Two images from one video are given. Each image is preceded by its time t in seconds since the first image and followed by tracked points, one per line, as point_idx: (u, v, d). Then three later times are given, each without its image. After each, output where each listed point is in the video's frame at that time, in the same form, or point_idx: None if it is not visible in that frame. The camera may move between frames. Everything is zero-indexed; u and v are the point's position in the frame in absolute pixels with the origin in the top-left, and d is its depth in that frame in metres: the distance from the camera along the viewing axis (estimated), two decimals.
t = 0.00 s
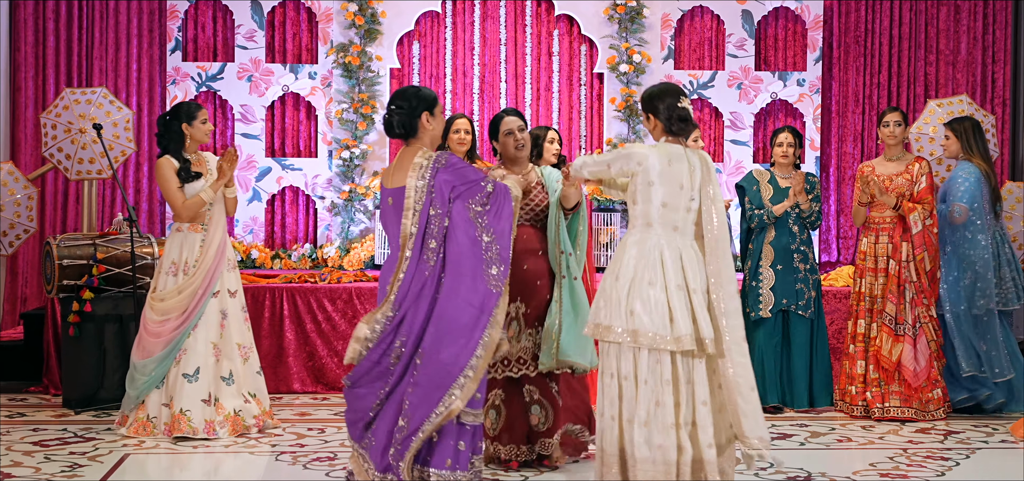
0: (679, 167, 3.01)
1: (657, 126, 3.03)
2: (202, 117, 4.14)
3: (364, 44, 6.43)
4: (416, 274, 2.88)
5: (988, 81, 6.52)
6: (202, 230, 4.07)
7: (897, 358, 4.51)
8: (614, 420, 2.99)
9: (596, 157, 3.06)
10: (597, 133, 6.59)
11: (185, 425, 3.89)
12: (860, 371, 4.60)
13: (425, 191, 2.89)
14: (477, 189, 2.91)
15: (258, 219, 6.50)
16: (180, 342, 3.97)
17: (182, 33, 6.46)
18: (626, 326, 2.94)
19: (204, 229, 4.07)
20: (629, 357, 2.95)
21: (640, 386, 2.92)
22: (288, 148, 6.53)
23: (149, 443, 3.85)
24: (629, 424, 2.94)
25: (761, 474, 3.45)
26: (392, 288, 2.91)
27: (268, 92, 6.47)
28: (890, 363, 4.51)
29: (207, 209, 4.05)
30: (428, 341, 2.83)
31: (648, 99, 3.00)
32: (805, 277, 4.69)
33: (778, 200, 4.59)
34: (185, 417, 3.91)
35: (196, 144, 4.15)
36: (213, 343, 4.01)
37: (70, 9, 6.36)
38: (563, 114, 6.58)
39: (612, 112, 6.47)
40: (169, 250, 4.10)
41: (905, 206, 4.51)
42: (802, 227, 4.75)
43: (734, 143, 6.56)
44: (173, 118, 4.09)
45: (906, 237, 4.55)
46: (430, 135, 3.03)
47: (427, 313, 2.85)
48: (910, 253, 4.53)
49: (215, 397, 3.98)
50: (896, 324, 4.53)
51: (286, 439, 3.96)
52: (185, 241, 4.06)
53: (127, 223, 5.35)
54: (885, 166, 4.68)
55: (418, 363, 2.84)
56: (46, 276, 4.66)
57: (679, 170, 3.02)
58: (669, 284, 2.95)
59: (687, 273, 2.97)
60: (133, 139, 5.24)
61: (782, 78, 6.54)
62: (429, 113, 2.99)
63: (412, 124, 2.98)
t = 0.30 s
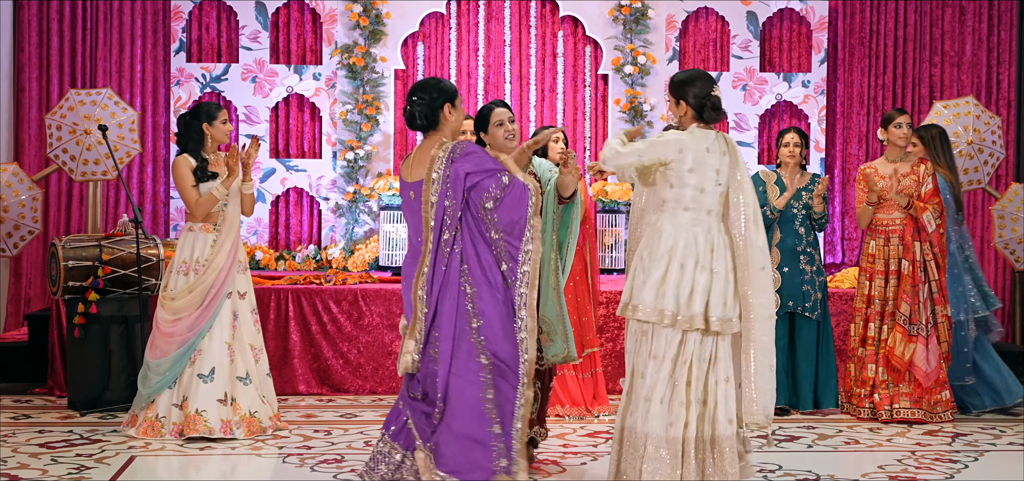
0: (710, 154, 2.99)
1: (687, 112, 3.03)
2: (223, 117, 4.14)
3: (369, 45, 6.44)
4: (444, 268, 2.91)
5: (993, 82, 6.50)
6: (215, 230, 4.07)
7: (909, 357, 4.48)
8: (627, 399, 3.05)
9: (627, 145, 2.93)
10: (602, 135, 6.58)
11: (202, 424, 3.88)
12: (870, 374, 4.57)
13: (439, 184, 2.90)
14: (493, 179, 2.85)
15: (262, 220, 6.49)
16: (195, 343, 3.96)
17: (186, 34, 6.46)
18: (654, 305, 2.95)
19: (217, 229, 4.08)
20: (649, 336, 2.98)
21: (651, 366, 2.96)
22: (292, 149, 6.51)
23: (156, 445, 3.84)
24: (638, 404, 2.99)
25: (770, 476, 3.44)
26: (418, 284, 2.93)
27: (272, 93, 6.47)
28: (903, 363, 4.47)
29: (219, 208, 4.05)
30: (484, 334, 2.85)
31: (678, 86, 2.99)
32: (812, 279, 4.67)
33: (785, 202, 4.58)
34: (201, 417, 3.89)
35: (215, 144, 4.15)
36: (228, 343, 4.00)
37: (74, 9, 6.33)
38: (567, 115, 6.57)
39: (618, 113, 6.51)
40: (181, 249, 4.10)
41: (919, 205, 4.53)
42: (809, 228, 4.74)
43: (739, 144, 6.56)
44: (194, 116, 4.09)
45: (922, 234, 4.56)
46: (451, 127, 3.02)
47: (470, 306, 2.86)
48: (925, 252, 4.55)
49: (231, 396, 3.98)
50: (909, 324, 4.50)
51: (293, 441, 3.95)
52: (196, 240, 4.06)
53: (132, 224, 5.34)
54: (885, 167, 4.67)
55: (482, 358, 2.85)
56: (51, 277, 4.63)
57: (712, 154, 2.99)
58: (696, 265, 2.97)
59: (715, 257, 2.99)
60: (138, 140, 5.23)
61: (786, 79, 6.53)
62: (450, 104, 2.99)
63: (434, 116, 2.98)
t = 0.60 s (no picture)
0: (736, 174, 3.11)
1: (712, 128, 3.12)
2: (235, 119, 4.13)
3: (374, 45, 6.43)
4: (480, 287, 2.89)
5: (998, 83, 6.49)
6: (222, 230, 4.05)
7: (918, 357, 4.48)
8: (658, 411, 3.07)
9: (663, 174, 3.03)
10: (607, 134, 6.58)
11: (223, 431, 3.90)
12: (876, 375, 4.57)
13: (474, 201, 2.85)
14: (529, 205, 2.85)
15: (267, 220, 6.51)
16: (207, 346, 3.96)
17: (190, 34, 6.46)
18: (709, 326, 3.03)
19: (225, 229, 4.06)
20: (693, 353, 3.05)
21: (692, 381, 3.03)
22: (296, 150, 6.51)
23: (165, 445, 3.84)
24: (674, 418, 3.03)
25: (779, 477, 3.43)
26: (446, 302, 2.89)
27: (277, 93, 6.47)
28: (913, 362, 4.48)
29: (228, 208, 4.04)
30: (521, 354, 2.89)
31: (703, 103, 3.10)
32: (819, 279, 4.68)
33: (792, 203, 4.58)
34: (223, 422, 3.92)
35: (228, 145, 4.16)
36: (243, 346, 4.01)
37: (78, 9, 6.31)
38: (572, 115, 6.57)
39: (623, 113, 6.51)
40: (189, 250, 4.08)
41: (922, 204, 4.55)
42: (815, 228, 4.74)
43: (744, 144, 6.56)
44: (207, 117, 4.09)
45: (926, 235, 4.56)
46: (479, 137, 2.98)
47: (507, 325, 2.89)
48: (929, 251, 4.55)
49: (252, 398, 3.98)
50: (919, 324, 4.50)
51: (303, 441, 3.95)
52: (204, 241, 4.05)
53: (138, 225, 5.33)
54: (894, 168, 4.67)
55: (520, 377, 2.88)
56: (57, 277, 4.62)
57: (738, 175, 3.11)
58: (736, 283, 3.07)
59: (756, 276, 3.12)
60: (144, 140, 5.23)
61: (791, 79, 6.54)
62: (478, 116, 2.94)
63: (463, 129, 2.93)
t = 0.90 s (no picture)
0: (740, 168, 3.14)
1: (717, 125, 3.17)
2: (240, 118, 4.09)
3: (377, 45, 6.42)
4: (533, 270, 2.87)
5: (1001, 83, 6.48)
6: (224, 230, 4.05)
7: (916, 363, 4.48)
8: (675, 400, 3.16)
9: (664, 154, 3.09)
10: (610, 134, 6.58)
11: (228, 432, 3.90)
12: (879, 375, 4.56)
13: (529, 189, 2.89)
14: (566, 183, 2.95)
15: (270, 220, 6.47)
16: (210, 347, 3.95)
17: (193, 34, 6.44)
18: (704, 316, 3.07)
19: (226, 229, 4.06)
20: (693, 344, 3.10)
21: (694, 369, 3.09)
22: (299, 149, 6.51)
23: (171, 446, 3.83)
24: (687, 406, 3.10)
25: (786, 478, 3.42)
26: (495, 284, 2.85)
27: (280, 93, 6.45)
28: (911, 368, 4.47)
29: (230, 208, 4.03)
30: (549, 338, 2.89)
31: (706, 99, 3.16)
32: (826, 279, 4.69)
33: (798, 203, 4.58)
34: (227, 424, 3.91)
35: (231, 144, 4.11)
36: (245, 347, 4.01)
37: (81, 9, 6.31)
38: (575, 115, 6.56)
39: (625, 113, 6.50)
40: (191, 249, 4.08)
41: (916, 211, 4.51)
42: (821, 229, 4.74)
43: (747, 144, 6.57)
44: (211, 118, 4.07)
45: (917, 242, 4.54)
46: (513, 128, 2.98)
47: (545, 312, 2.89)
48: (922, 257, 4.52)
49: (257, 399, 3.98)
50: (913, 330, 4.51)
51: (308, 442, 3.96)
52: (205, 241, 4.04)
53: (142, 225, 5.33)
54: (902, 169, 4.68)
55: (538, 358, 2.88)
56: (61, 278, 4.60)
57: (740, 170, 3.13)
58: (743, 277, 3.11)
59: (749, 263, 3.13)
60: (148, 140, 5.23)
61: (795, 79, 6.53)
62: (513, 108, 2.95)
63: (502, 119, 2.92)
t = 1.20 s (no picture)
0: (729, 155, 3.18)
1: (712, 110, 3.17)
2: (231, 116, 4.09)
3: (378, 45, 6.42)
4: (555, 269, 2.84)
5: (1003, 82, 6.46)
6: (212, 230, 4.04)
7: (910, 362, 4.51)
8: (666, 385, 3.18)
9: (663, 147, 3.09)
10: (611, 134, 6.58)
11: (226, 433, 3.89)
12: (886, 375, 4.58)
13: (551, 185, 2.86)
14: (594, 181, 2.94)
15: (271, 220, 6.48)
16: (205, 349, 3.95)
17: (194, 33, 6.43)
18: (692, 297, 3.09)
19: (215, 229, 4.05)
20: (686, 326, 3.11)
21: (686, 352, 3.10)
22: (300, 150, 6.51)
23: (173, 447, 3.83)
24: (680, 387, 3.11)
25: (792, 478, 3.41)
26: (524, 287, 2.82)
27: (281, 93, 6.45)
28: (904, 367, 4.50)
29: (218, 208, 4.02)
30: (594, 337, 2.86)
31: (701, 84, 3.15)
32: (827, 279, 4.69)
33: (801, 203, 4.59)
34: (225, 426, 3.91)
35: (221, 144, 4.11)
36: (241, 347, 4.00)
37: (82, 9, 6.30)
38: (576, 115, 6.56)
39: (627, 113, 6.51)
40: (179, 250, 4.06)
41: (930, 207, 4.50)
42: (824, 229, 4.74)
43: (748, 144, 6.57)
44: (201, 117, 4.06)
45: (931, 238, 4.51)
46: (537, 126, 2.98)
47: (582, 310, 2.86)
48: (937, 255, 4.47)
49: (254, 400, 3.98)
50: (910, 329, 4.55)
51: (311, 442, 3.95)
52: (194, 241, 4.03)
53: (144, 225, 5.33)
54: (915, 169, 4.66)
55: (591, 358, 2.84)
56: (64, 278, 4.61)
57: (734, 155, 3.20)
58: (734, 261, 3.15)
59: (741, 249, 3.18)
60: (149, 140, 5.23)
61: (796, 79, 6.55)
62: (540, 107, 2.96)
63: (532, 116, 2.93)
